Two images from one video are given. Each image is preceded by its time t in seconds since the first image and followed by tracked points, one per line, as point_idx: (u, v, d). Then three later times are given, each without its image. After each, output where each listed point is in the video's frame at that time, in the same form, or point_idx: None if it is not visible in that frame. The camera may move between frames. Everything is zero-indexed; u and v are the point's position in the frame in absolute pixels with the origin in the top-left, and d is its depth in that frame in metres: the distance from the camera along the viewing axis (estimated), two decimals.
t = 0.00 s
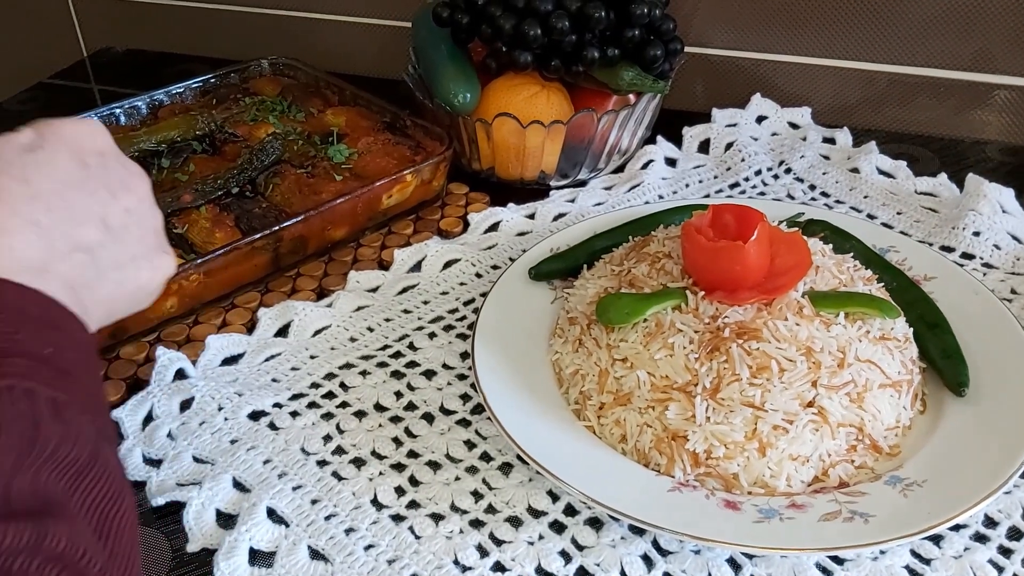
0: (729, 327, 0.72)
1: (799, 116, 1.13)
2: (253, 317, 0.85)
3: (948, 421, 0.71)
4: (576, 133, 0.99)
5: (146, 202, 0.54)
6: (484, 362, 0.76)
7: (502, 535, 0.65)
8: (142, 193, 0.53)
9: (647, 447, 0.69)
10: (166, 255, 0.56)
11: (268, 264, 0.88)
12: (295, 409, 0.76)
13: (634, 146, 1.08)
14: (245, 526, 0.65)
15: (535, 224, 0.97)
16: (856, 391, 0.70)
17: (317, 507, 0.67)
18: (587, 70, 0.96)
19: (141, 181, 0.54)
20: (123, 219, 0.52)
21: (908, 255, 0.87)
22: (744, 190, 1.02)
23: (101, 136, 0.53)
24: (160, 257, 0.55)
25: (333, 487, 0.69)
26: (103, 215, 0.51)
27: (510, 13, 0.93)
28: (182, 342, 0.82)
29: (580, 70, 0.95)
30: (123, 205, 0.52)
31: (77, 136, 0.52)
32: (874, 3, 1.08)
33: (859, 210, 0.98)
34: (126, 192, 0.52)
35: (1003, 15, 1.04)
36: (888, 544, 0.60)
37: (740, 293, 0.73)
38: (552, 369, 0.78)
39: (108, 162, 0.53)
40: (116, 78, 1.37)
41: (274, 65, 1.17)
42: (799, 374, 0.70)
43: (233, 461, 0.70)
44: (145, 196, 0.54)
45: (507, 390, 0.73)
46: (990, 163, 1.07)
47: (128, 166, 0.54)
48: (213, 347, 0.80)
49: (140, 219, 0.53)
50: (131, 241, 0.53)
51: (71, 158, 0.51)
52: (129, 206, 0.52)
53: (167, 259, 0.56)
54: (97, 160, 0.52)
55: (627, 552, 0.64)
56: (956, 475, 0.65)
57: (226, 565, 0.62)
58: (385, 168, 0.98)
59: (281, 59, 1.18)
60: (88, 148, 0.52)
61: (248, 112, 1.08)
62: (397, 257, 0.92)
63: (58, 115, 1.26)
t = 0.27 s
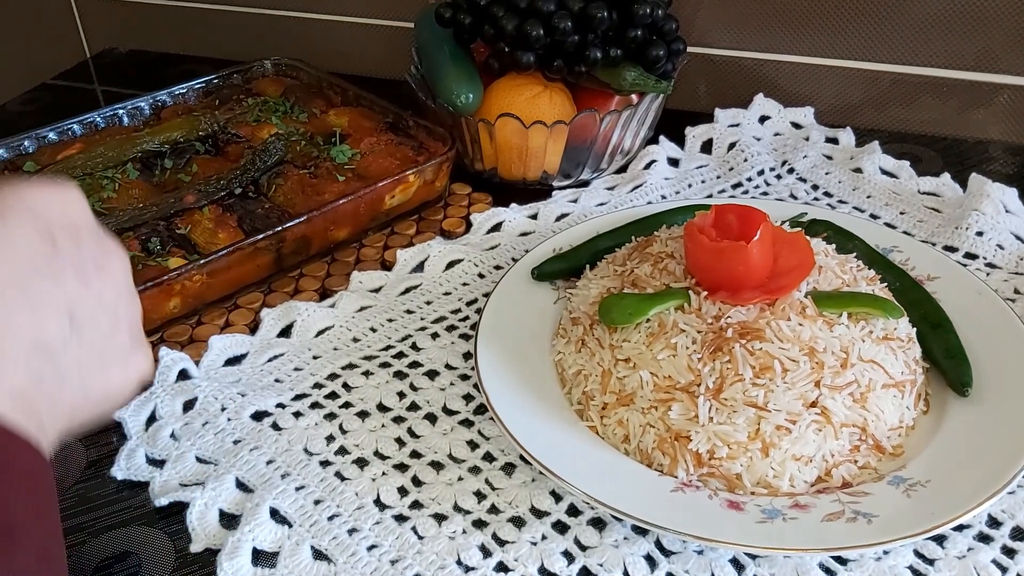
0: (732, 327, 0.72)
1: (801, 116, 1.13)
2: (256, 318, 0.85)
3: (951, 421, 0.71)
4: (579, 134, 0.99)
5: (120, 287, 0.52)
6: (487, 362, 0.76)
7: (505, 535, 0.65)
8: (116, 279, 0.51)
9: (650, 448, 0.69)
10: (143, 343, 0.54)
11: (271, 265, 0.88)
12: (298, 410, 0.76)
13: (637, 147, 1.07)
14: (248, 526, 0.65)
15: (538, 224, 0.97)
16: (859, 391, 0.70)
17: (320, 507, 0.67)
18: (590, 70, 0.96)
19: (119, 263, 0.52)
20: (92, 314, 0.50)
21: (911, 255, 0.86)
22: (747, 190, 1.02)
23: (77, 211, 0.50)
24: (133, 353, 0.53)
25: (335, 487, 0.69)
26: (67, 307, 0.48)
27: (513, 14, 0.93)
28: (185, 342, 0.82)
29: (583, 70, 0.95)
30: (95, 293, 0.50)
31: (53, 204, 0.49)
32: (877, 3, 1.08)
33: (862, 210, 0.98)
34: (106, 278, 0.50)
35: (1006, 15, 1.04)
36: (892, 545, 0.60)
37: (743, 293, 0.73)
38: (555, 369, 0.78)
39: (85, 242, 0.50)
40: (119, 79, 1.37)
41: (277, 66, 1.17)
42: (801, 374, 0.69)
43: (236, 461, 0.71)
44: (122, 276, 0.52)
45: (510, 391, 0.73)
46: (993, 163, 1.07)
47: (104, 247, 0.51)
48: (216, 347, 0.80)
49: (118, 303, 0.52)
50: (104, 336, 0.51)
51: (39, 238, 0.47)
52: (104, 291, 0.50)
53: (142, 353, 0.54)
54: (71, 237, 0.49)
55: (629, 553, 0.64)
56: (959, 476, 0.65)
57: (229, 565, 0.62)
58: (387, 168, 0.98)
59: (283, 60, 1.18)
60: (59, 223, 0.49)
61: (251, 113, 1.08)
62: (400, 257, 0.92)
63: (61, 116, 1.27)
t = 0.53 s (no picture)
0: (734, 327, 0.72)
1: (803, 116, 1.13)
2: (258, 317, 0.85)
3: (953, 420, 0.71)
4: (580, 134, 0.99)
5: (178, 498, 0.39)
6: (489, 363, 0.76)
7: (507, 535, 0.65)
8: (140, 498, 0.37)
9: (652, 447, 0.69)
10: (234, 553, 0.40)
11: (273, 265, 0.88)
12: (299, 410, 0.76)
13: (638, 146, 1.07)
14: (250, 526, 0.65)
15: (539, 224, 0.97)
16: (861, 390, 0.70)
17: (322, 507, 0.67)
18: (592, 70, 0.96)
19: (178, 467, 0.41)
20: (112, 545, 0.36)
21: (913, 254, 0.86)
22: (749, 190, 1.02)
23: (82, 440, 0.37)
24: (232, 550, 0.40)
25: (337, 487, 0.69)
26: (138, 517, 0.37)
27: (514, 14, 0.93)
28: (187, 343, 0.82)
29: (584, 70, 0.95)
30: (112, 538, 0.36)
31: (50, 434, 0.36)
32: (879, 2, 1.08)
33: (864, 210, 0.98)
34: (151, 491, 0.38)
35: (1009, 14, 1.04)
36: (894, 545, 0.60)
37: (744, 293, 0.73)
38: (557, 369, 0.78)
39: (91, 469, 0.36)
40: (120, 79, 1.38)
41: (279, 66, 1.17)
42: (803, 374, 0.69)
43: (238, 462, 0.71)
44: (160, 488, 0.38)
45: (511, 391, 0.73)
46: (995, 162, 1.07)
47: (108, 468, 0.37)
48: (217, 347, 0.80)
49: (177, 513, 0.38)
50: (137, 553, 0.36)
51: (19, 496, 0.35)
52: (161, 523, 0.37)
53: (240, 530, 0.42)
54: (74, 468, 0.36)
55: (631, 552, 0.64)
56: (962, 476, 0.65)
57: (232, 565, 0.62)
58: (389, 168, 0.98)
59: (285, 60, 1.18)
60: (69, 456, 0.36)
61: (253, 113, 1.08)
62: (402, 257, 0.92)
63: (63, 116, 1.27)
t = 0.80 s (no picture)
0: (735, 327, 0.72)
1: (804, 116, 1.13)
2: (259, 318, 0.85)
3: (955, 421, 0.71)
4: (582, 134, 0.99)
5: None
6: (490, 363, 0.76)
7: (508, 535, 0.65)
8: None
9: (653, 448, 0.69)
10: None
11: (274, 265, 0.88)
12: (301, 409, 0.76)
13: (640, 147, 1.07)
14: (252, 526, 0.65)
15: (541, 224, 0.97)
16: (862, 390, 0.70)
17: (323, 507, 0.67)
18: (593, 71, 0.96)
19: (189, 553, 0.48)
20: None
21: (915, 255, 0.86)
22: (750, 190, 1.02)
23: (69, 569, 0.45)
24: None
25: (339, 487, 0.69)
26: None
27: (515, 14, 0.93)
28: (189, 342, 0.82)
29: (585, 70, 0.95)
30: None
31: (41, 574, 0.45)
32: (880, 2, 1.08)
33: (865, 210, 0.98)
34: None
35: (1010, 14, 1.04)
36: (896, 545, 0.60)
37: (745, 293, 0.73)
38: (558, 369, 0.78)
39: None
40: (122, 79, 1.38)
41: (280, 66, 1.17)
42: (805, 374, 0.69)
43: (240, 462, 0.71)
44: None
45: (513, 391, 0.73)
46: (996, 163, 1.07)
47: None
48: (219, 347, 0.80)
49: None
50: None
51: None
52: None
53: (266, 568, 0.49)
54: None
55: (633, 553, 0.64)
56: (963, 476, 0.65)
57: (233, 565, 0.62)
58: (390, 169, 0.98)
59: (287, 60, 1.18)
60: None
61: (254, 113, 1.08)
62: (403, 258, 0.92)
63: (65, 116, 1.27)
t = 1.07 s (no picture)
0: (738, 327, 0.72)
1: (807, 116, 1.13)
2: (262, 318, 0.86)
3: (958, 421, 0.71)
4: (585, 134, 0.99)
5: None
6: (493, 363, 0.76)
7: (511, 534, 0.65)
8: None
9: (656, 448, 0.69)
10: None
11: (277, 265, 0.88)
12: (304, 409, 0.76)
13: (642, 146, 1.07)
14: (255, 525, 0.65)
15: (544, 224, 0.97)
16: (865, 391, 0.70)
17: (326, 506, 0.67)
18: (596, 71, 0.96)
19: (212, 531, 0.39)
20: None
21: (918, 255, 0.86)
22: (753, 190, 1.02)
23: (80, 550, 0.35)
24: None
25: (342, 486, 0.69)
26: None
27: (518, 14, 0.93)
28: (192, 342, 0.82)
29: (588, 70, 0.95)
30: None
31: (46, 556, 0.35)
32: (883, 2, 1.08)
33: (868, 210, 0.98)
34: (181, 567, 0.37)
35: (1013, 15, 1.04)
36: (899, 545, 0.60)
37: (749, 293, 0.73)
38: (561, 369, 0.78)
39: None
40: (125, 79, 1.38)
41: (284, 66, 1.17)
42: (808, 374, 0.69)
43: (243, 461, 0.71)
44: None
45: (516, 391, 0.73)
46: (999, 163, 1.07)
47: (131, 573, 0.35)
48: (222, 346, 0.80)
49: None
50: None
51: None
52: None
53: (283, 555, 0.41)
54: None
55: (636, 552, 0.64)
56: (967, 476, 0.65)
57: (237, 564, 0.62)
58: (393, 168, 0.98)
59: (290, 60, 1.18)
60: None
61: (257, 113, 1.08)
62: (406, 257, 0.92)
63: (69, 117, 1.27)
